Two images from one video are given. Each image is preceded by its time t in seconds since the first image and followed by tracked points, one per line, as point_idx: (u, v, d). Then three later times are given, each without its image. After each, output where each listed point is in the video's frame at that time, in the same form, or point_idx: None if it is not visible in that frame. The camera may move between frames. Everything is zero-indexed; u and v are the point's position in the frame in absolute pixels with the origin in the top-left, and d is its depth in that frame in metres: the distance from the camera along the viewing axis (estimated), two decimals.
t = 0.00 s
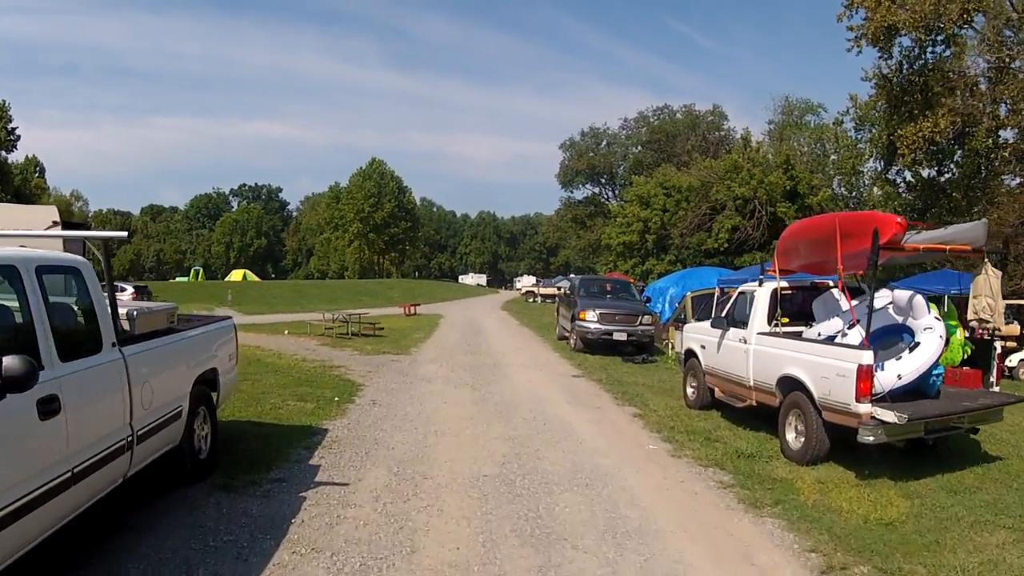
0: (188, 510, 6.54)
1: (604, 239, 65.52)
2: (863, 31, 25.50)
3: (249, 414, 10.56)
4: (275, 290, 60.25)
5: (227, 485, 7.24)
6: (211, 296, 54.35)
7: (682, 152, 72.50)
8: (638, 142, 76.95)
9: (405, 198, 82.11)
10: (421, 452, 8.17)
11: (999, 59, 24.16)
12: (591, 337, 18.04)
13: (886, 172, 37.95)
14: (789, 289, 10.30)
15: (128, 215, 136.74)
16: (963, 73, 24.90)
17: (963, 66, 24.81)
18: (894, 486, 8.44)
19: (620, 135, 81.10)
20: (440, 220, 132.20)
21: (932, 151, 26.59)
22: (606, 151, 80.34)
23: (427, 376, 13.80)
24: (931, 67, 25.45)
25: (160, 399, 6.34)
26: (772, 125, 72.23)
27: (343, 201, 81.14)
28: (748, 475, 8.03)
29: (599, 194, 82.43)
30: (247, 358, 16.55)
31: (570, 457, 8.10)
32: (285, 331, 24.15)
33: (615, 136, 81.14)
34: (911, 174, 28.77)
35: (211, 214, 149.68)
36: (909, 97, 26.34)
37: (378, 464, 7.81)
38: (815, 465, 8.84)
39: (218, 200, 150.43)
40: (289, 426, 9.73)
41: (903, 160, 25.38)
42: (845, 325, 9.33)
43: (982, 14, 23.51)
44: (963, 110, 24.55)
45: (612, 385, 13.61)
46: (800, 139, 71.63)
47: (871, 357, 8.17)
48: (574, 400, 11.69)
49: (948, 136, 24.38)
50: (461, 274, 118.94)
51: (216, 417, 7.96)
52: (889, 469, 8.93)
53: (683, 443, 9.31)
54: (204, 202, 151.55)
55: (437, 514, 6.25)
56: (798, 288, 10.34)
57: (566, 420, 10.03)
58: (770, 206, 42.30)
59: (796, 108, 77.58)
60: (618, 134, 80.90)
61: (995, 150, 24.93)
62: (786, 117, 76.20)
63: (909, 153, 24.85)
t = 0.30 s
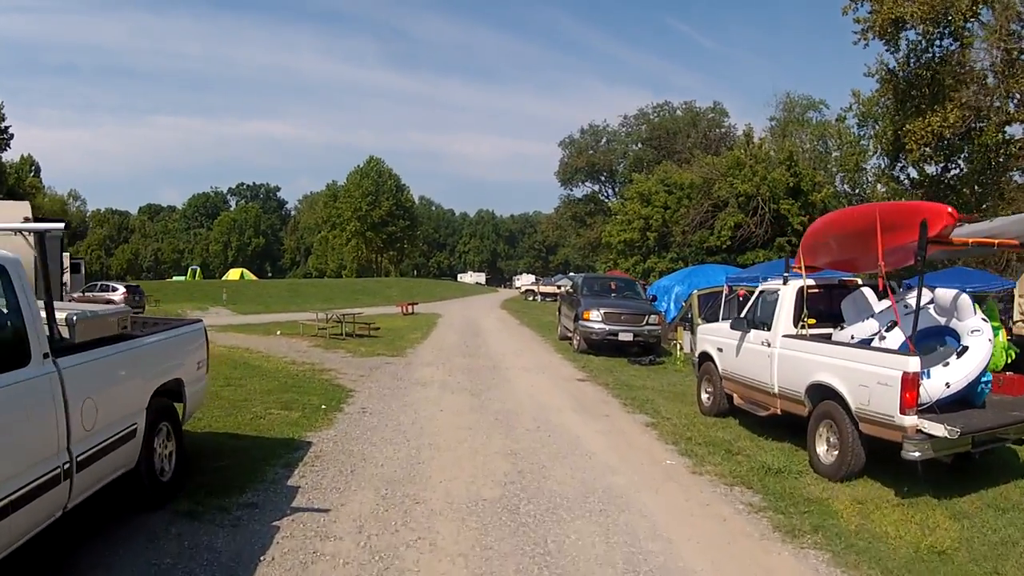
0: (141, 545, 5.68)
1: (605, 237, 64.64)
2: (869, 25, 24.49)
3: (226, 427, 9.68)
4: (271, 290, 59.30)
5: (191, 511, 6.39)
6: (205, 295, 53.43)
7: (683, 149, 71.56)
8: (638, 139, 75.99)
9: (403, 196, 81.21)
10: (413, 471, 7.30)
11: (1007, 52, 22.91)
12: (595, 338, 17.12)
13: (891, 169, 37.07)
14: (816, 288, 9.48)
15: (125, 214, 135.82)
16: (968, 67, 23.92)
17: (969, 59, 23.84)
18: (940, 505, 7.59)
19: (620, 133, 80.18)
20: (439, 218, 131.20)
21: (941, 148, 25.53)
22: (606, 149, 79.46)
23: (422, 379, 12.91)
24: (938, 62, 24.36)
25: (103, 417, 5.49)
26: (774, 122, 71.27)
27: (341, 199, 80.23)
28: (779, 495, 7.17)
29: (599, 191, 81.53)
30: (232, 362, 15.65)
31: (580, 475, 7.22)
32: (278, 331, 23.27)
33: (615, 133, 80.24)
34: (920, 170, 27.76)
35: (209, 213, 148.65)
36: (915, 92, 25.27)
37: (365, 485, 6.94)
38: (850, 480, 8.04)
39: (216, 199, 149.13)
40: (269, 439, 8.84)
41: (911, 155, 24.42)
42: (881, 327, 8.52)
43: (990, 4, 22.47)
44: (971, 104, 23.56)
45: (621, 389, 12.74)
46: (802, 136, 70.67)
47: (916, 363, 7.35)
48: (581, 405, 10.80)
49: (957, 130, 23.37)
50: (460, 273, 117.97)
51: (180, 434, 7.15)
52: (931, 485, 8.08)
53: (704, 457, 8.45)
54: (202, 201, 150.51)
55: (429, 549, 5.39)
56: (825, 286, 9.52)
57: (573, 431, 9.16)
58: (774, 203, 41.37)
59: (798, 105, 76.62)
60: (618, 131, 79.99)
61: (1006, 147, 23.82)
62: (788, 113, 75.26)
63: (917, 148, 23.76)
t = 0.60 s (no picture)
0: None
1: (605, 237, 63.81)
2: (873, 19, 23.64)
3: (201, 444, 8.87)
4: (267, 291, 58.52)
5: (145, 548, 5.54)
6: (200, 296, 52.68)
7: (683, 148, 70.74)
8: (638, 138, 75.17)
9: (401, 196, 80.40)
10: (404, 498, 6.48)
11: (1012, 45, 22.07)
12: (598, 342, 16.27)
13: (897, 168, 36.32)
14: (847, 290, 8.75)
15: (123, 215, 135.19)
16: (974, 63, 23.08)
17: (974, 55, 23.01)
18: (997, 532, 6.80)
19: (620, 132, 79.35)
20: (437, 218, 130.33)
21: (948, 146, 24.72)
22: (606, 148, 78.64)
23: (417, 387, 12.10)
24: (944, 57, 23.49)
25: (35, 443, 4.71)
26: (775, 120, 70.42)
27: (338, 199, 79.40)
28: (818, 527, 6.38)
29: (598, 191, 80.71)
30: (218, 368, 14.85)
31: (593, 503, 6.41)
32: (270, 334, 22.45)
33: (614, 132, 79.43)
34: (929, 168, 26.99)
35: (207, 213, 147.76)
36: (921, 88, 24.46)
37: (349, 516, 6.11)
38: (888, 505, 7.31)
39: (214, 199, 148.37)
40: (246, 459, 8.01)
41: (918, 153, 23.61)
42: (924, 333, 7.78)
43: None
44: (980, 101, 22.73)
45: (628, 396, 11.92)
46: (804, 134, 69.84)
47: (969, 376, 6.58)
48: (588, 416, 10.00)
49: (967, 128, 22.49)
50: (458, 274, 117.08)
51: (138, 457, 6.37)
52: (981, 509, 7.29)
53: (728, 479, 7.64)
54: (199, 202, 149.50)
55: None
56: (856, 288, 8.79)
57: (581, 447, 8.34)
58: (777, 202, 40.60)
59: (800, 103, 75.80)
60: (617, 130, 79.19)
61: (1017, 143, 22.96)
62: (789, 112, 74.47)
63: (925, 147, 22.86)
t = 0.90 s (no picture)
0: None
1: (607, 238, 63.01)
2: (882, 15, 22.83)
3: (172, 464, 8.06)
4: (263, 292, 57.68)
5: None
6: (195, 297, 51.86)
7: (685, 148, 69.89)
8: (639, 138, 74.37)
9: (400, 196, 79.57)
10: (392, 531, 5.67)
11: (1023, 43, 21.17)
12: (604, 347, 15.42)
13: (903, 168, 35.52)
14: (884, 295, 8.01)
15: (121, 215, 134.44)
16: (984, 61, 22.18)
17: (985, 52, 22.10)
18: None
19: (621, 132, 78.55)
20: (437, 219, 129.46)
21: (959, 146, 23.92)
22: (606, 148, 77.81)
23: (412, 396, 11.27)
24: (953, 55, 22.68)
25: None
26: (778, 120, 69.60)
27: (336, 200, 78.55)
28: (866, 565, 5.57)
29: (599, 192, 79.86)
30: (201, 375, 14.02)
31: (607, 539, 5.59)
32: (262, 337, 21.64)
33: (615, 132, 78.65)
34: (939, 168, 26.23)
35: (205, 214, 146.77)
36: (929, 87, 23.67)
37: (327, 555, 5.29)
38: (938, 534, 6.52)
39: (213, 200, 147.40)
40: (218, 481, 7.20)
41: (928, 153, 22.75)
42: (974, 342, 7.00)
43: None
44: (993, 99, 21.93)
45: (639, 406, 11.09)
46: (808, 134, 68.99)
47: None
48: (598, 429, 9.19)
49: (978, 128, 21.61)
50: (458, 275, 116.23)
51: (86, 480, 5.59)
52: None
53: (756, 504, 6.85)
54: (198, 202, 148.59)
55: None
56: (894, 292, 8.06)
57: (590, 467, 7.53)
58: (781, 202, 39.81)
59: (803, 103, 74.95)
60: (618, 130, 78.39)
61: None
62: (792, 112, 73.66)
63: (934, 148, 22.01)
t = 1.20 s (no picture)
0: None
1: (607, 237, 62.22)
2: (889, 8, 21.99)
3: (138, 487, 7.28)
4: (259, 292, 56.92)
5: None
6: (190, 298, 51.06)
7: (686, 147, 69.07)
8: (639, 136, 73.56)
9: (397, 196, 78.74)
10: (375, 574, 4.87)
11: None
12: (610, 351, 14.59)
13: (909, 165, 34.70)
14: (926, 296, 7.28)
15: (119, 216, 133.67)
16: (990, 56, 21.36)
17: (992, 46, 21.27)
18: None
19: (621, 130, 77.73)
20: (436, 219, 128.59)
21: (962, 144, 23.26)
22: (606, 147, 76.99)
23: (406, 406, 10.49)
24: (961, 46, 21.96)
25: None
26: (780, 118, 68.75)
27: (332, 200, 77.70)
28: None
29: (599, 191, 79.02)
30: (183, 382, 13.22)
31: None
32: (253, 340, 20.86)
33: (615, 131, 77.85)
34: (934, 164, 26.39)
35: (203, 215, 145.86)
36: (937, 81, 23.17)
37: None
38: (992, 564, 5.72)
39: (210, 201, 146.47)
40: (184, 509, 6.39)
41: (936, 151, 21.93)
42: None
43: None
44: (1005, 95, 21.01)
45: (651, 416, 10.31)
46: (810, 132, 68.15)
47: None
48: (608, 442, 8.41)
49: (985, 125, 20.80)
50: (456, 275, 115.35)
51: (22, 514, 4.81)
52: None
53: (791, 534, 6.05)
54: (196, 203, 147.67)
55: None
56: (937, 293, 7.32)
57: (601, 489, 6.73)
58: (783, 201, 38.99)
59: (804, 101, 74.15)
60: (618, 129, 77.57)
61: None
62: (793, 110, 72.81)
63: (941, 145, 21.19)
